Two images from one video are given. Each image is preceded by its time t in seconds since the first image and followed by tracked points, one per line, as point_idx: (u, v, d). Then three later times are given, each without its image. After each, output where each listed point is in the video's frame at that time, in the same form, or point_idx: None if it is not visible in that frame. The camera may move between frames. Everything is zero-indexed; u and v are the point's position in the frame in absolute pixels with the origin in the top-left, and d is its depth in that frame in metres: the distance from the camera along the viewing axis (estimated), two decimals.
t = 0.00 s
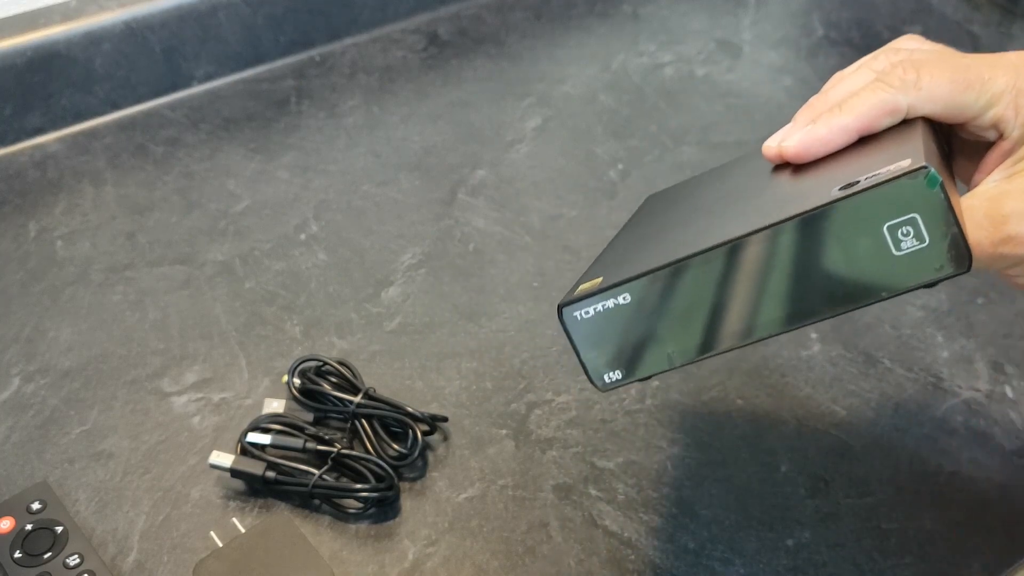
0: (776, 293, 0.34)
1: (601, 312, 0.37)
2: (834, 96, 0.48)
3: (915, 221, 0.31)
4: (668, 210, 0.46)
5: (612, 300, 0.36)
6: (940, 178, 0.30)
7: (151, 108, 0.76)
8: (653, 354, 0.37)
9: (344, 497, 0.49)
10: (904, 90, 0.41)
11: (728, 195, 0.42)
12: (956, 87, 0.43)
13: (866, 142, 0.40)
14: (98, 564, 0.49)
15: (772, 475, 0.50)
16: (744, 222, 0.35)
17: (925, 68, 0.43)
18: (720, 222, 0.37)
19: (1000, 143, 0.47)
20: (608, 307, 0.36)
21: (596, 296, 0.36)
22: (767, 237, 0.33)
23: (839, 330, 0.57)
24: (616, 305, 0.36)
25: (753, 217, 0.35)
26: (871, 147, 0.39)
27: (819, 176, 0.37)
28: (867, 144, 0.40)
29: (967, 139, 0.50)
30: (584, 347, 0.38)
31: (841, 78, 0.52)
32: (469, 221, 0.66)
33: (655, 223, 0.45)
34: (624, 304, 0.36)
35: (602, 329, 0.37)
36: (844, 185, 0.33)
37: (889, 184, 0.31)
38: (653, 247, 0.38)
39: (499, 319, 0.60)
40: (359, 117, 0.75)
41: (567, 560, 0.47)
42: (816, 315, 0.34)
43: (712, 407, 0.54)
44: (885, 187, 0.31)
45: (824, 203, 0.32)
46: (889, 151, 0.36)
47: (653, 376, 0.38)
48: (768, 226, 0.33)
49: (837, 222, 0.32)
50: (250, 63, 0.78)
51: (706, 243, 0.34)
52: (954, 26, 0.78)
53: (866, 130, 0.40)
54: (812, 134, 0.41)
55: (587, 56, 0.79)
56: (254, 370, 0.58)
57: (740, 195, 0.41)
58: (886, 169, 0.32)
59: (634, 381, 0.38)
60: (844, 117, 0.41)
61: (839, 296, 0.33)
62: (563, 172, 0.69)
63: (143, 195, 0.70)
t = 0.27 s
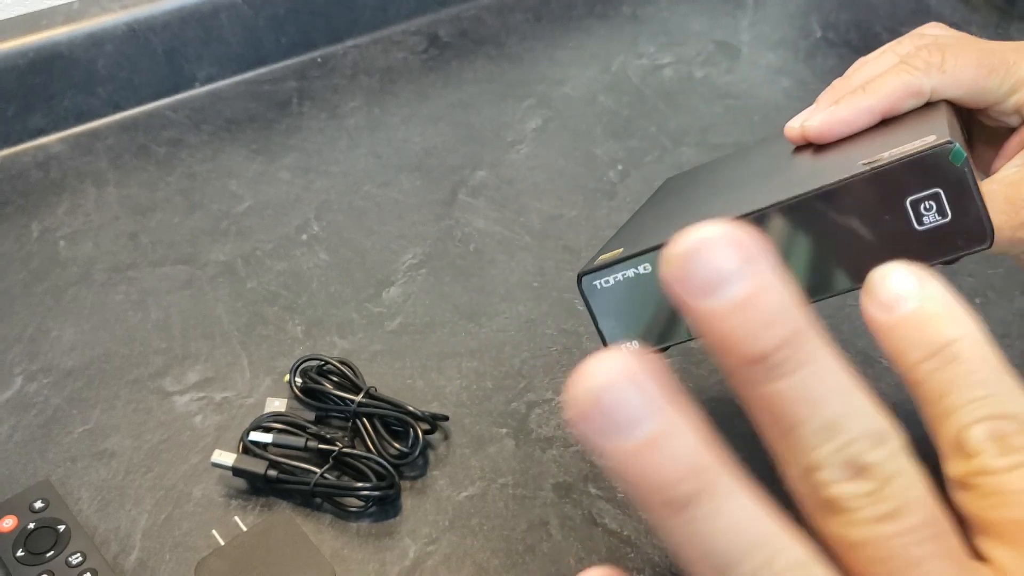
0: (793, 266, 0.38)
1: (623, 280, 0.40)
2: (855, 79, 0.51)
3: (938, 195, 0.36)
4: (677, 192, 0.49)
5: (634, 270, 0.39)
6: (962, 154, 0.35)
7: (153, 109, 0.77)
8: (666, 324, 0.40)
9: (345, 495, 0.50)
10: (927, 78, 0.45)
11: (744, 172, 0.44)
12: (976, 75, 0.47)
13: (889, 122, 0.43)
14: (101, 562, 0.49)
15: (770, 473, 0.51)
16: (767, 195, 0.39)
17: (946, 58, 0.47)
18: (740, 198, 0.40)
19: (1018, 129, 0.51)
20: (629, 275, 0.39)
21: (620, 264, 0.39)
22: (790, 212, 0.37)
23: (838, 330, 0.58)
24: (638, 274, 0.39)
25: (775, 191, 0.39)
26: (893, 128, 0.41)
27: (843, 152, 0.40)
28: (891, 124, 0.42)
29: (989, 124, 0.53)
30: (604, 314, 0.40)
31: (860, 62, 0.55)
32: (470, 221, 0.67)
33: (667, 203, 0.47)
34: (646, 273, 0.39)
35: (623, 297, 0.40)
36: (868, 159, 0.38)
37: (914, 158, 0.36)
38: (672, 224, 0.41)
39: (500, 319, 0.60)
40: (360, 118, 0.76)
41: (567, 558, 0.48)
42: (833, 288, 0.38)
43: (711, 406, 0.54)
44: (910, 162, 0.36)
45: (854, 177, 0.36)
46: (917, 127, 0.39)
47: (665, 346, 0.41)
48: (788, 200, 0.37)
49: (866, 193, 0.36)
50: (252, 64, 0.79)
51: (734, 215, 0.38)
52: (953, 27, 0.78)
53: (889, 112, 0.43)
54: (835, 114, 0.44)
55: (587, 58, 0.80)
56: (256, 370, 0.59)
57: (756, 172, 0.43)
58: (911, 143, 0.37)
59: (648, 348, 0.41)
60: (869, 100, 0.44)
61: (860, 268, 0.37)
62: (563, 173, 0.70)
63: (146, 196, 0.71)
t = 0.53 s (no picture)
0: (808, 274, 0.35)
1: (623, 289, 0.37)
2: (857, 85, 0.50)
3: (943, 204, 0.33)
4: (683, 194, 0.47)
5: (634, 278, 0.36)
6: (971, 160, 0.32)
7: (153, 109, 0.77)
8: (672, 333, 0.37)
9: (345, 495, 0.50)
10: (931, 81, 0.44)
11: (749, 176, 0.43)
12: (980, 79, 0.47)
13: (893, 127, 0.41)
14: (101, 562, 0.49)
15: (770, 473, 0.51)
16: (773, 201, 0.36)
17: (952, 60, 0.46)
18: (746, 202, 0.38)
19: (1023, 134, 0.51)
20: (630, 284, 0.36)
21: (617, 273, 0.36)
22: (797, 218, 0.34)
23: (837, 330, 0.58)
24: (638, 283, 0.36)
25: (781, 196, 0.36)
26: (897, 132, 0.40)
27: (845, 159, 0.38)
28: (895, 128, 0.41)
29: (991, 130, 0.53)
30: (602, 325, 0.38)
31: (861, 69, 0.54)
32: (470, 221, 0.67)
33: (671, 206, 0.45)
34: (647, 282, 0.36)
35: (622, 307, 0.37)
36: (874, 166, 0.35)
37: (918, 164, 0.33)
38: (677, 227, 0.39)
39: (500, 319, 0.60)
40: (360, 119, 0.76)
41: (566, 558, 0.48)
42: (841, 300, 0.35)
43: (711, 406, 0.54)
44: (916, 168, 0.33)
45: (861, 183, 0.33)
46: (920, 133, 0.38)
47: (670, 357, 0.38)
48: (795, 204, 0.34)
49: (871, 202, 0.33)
50: (252, 64, 0.79)
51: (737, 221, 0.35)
52: (952, 27, 0.78)
53: (893, 116, 0.42)
54: (837, 119, 0.42)
55: (587, 58, 0.80)
56: (256, 370, 0.59)
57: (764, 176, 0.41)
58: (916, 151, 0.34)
59: (652, 359, 0.39)
60: (872, 103, 0.43)
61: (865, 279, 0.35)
62: (563, 173, 0.70)
63: (146, 196, 0.71)
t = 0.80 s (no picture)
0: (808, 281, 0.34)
1: (622, 295, 0.37)
2: (858, 88, 0.50)
3: (947, 210, 0.33)
4: (683, 195, 0.47)
5: (632, 284, 0.36)
6: (975, 167, 0.32)
7: (153, 109, 0.77)
8: (670, 339, 0.37)
9: (345, 495, 0.50)
10: (932, 84, 0.44)
11: (750, 179, 0.43)
12: (982, 82, 0.47)
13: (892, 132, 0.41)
14: (101, 562, 0.49)
15: (770, 473, 0.51)
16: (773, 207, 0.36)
17: (955, 62, 0.46)
18: (747, 206, 0.38)
19: None
20: (629, 290, 0.36)
21: (617, 279, 0.36)
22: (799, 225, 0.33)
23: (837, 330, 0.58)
24: (636, 289, 0.36)
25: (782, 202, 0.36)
26: (898, 136, 0.40)
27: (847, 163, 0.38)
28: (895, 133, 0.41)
29: (995, 133, 0.53)
30: (600, 331, 0.38)
31: (863, 71, 0.54)
32: (470, 221, 0.67)
33: (670, 208, 0.45)
34: (645, 288, 0.36)
35: (621, 313, 0.37)
36: (877, 172, 0.35)
37: (922, 170, 0.33)
38: (676, 230, 0.39)
39: (500, 319, 0.60)
40: (360, 119, 0.76)
41: (566, 558, 0.48)
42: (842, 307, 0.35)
43: (711, 406, 0.54)
44: (920, 174, 0.33)
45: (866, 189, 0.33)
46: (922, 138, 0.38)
47: (668, 363, 0.38)
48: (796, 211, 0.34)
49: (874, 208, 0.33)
50: (252, 64, 0.79)
51: (737, 227, 0.35)
52: (952, 27, 0.78)
53: (893, 121, 0.42)
54: (839, 123, 0.43)
55: (587, 58, 0.80)
56: (256, 370, 0.59)
57: (765, 179, 0.41)
58: (920, 157, 0.34)
59: (650, 365, 0.39)
60: (873, 107, 0.43)
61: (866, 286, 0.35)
62: (563, 173, 0.70)
63: (146, 196, 0.71)
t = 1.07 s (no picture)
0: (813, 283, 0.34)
1: (630, 295, 0.37)
2: (866, 88, 0.49)
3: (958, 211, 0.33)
4: (690, 195, 0.47)
5: (641, 284, 0.36)
6: (984, 168, 0.33)
7: (153, 109, 0.77)
8: (677, 340, 0.37)
9: (345, 495, 0.50)
10: (943, 82, 0.44)
11: (757, 179, 0.43)
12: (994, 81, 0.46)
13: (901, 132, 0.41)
14: (101, 562, 0.49)
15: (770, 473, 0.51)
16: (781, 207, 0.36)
17: (964, 63, 0.46)
18: (755, 207, 0.38)
19: None
20: (637, 289, 0.36)
21: (625, 278, 0.36)
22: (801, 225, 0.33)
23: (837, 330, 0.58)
24: (645, 289, 0.36)
25: (789, 202, 0.36)
26: (905, 137, 0.40)
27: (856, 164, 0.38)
28: (904, 134, 0.41)
29: (1003, 134, 0.52)
30: (607, 331, 0.38)
31: (872, 71, 0.54)
32: (470, 221, 0.67)
33: (677, 208, 0.45)
34: (653, 288, 0.36)
35: (628, 313, 0.37)
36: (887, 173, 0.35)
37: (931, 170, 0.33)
38: (683, 231, 0.39)
39: (500, 319, 0.60)
40: (360, 119, 0.76)
41: (566, 558, 0.48)
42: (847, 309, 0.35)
43: (711, 406, 0.54)
44: (928, 175, 0.33)
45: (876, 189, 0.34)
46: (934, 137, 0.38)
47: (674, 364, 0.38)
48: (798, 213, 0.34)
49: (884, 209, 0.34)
50: (252, 64, 0.79)
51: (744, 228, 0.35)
52: (952, 27, 0.78)
53: (902, 121, 0.42)
54: (847, 123, 0.42)
55: (587, 58, 0.80)
56: (256, 370, 0.59)
57: (772, 180, 0.41)
58: (928, 158, 0.35)
59: (657, 367, 0.38)
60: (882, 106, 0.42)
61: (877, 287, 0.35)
62: (563, 173, 0.70)
63: (146, 196, 0.71)
